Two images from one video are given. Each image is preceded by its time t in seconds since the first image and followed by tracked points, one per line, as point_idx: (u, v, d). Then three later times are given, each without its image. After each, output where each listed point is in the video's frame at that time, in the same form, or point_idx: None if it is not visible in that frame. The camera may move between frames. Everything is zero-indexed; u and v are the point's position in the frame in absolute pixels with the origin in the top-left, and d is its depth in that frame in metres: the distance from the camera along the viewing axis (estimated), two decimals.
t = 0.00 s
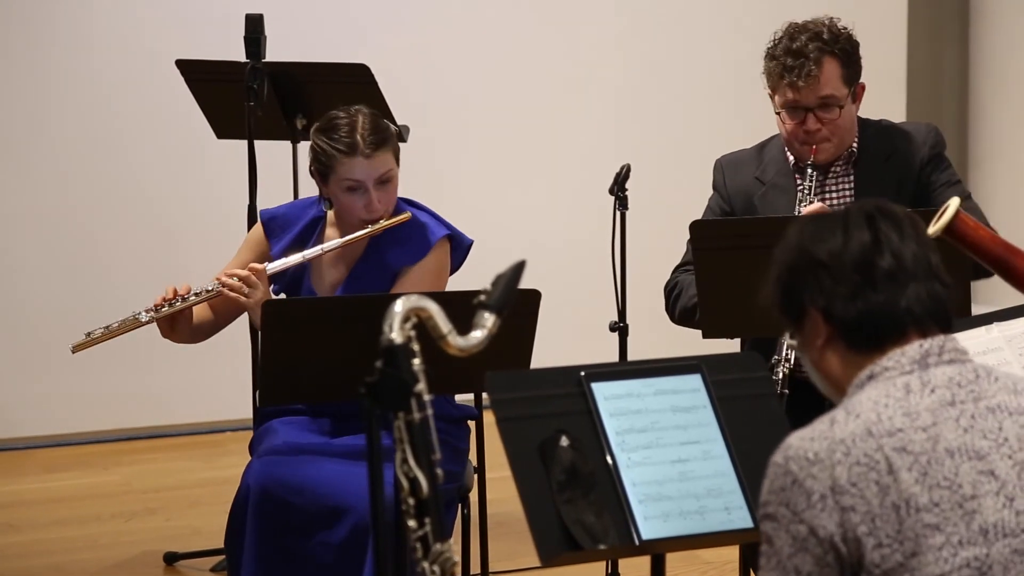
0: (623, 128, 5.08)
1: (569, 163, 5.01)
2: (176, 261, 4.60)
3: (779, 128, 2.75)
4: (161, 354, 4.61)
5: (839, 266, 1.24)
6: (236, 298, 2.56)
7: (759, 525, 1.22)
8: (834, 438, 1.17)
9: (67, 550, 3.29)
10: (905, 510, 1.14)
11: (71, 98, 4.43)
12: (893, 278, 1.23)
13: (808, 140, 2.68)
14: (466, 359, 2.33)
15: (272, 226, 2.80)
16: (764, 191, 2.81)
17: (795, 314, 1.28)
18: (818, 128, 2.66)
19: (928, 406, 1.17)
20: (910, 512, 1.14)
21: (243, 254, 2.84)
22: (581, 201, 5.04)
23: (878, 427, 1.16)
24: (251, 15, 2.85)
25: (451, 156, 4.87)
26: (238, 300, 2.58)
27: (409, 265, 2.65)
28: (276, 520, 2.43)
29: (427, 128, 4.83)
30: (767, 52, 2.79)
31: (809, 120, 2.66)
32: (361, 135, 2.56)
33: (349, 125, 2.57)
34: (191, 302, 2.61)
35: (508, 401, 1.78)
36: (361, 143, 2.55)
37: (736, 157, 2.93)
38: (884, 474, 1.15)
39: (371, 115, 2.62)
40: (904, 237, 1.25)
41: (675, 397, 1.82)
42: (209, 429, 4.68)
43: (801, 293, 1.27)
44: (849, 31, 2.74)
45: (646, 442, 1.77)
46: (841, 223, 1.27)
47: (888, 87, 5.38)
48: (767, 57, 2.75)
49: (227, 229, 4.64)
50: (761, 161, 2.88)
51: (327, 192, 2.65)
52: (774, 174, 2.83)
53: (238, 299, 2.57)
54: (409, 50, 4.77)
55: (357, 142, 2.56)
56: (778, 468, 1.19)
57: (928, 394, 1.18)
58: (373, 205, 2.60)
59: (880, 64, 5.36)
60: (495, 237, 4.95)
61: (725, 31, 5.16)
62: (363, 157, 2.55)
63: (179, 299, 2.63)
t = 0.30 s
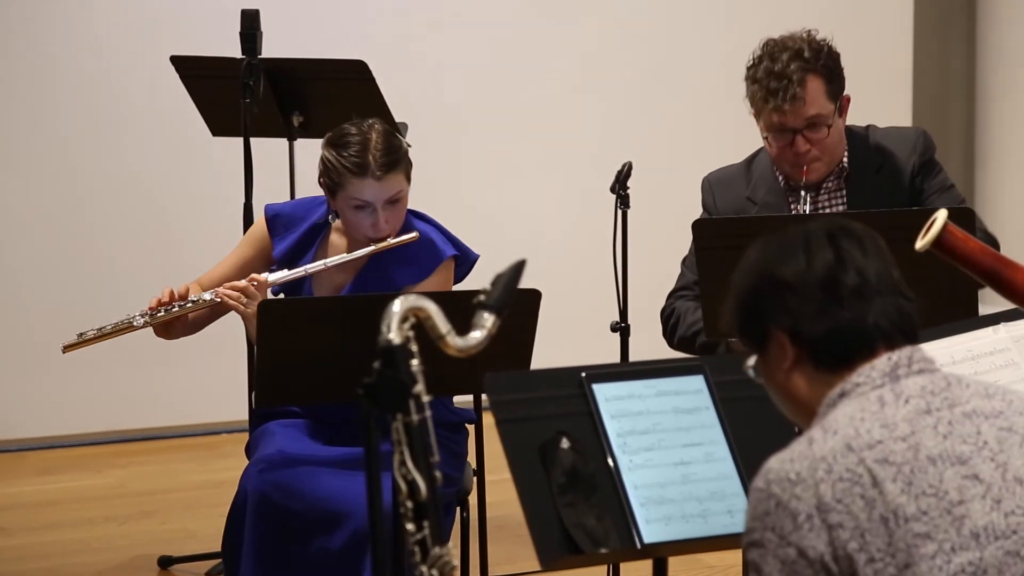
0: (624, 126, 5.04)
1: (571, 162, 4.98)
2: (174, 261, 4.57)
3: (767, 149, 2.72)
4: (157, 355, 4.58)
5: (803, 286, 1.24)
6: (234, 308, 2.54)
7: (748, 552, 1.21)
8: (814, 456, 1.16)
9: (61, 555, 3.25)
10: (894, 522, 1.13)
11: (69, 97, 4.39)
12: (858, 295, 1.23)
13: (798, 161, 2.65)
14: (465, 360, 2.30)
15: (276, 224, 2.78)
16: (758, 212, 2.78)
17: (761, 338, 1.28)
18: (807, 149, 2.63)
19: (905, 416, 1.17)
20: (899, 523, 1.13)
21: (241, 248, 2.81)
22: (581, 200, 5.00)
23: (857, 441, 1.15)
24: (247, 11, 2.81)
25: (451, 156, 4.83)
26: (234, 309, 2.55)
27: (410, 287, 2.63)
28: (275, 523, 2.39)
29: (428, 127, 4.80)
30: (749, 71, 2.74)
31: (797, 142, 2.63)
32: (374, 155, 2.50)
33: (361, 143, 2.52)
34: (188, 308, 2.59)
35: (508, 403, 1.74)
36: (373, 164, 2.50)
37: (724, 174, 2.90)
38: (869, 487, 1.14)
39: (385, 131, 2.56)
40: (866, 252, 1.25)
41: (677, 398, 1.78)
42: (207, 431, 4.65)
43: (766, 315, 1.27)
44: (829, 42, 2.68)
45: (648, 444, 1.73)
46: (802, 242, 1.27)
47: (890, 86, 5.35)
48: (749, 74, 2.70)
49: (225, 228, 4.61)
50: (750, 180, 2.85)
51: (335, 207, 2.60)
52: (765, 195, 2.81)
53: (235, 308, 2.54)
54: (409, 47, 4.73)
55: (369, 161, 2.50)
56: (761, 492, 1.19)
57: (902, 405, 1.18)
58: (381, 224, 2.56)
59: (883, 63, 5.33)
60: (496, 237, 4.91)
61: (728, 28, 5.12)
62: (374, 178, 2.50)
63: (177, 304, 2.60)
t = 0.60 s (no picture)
0: (623, 125, 5.03)
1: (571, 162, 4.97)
2: (174, 260, 4.57)
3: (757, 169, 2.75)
4: (156, 355, 4.57)
5: (809, 281, 1.24)
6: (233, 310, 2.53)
7: (751, 554, 1.20)
8: (827, 458, 1.17)
9: (60, 555, 3.25)
10: (910, 523, 1.14)
11: (69, 97, 4.39)
12: (863, 296, 1.23)
13: (784, 185, 2.68)
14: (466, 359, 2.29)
15: (276, 228, 2.78)
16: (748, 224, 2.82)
17: (756, 328, 1.28)
18: (791, 177, 2.67)
19: (912, 417, 1.19)
20: (915, 524, 1.14)
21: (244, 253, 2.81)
22: (581, 199, 5.00)
23: (869, 442, 1.17)
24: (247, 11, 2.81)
25: (450, 155, 4.82)
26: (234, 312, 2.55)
27: (412, 287, 2.62)
28: (281, 530, 2.38)
29: (428, 127, 4.79)
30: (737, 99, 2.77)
31: (781, 169, 2.66)
32: (369, 157, 2.50)
33: (357, 145, 2.52)
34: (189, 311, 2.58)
35: (508, 404, 1.74)
36: (371, 165, 2.50)
37: (720, 184, 2.92)
38: (884, 488, 1.15)
39: (383, 135, 2.56)
40: (874, 253, 1.26)
41: (678, 398, 1.78)
42: (207, 431, 4.64)
43: (766, 307, 1.26)
44: (820, 67, 2.70)
45: (649, 443, 1.73)
46: (809, 237, 1.27)
47: (890, 86, 5.36)
48: (738, 100, 2.74)
49: (224, 228, 4.60)
50: (745, 193, 2.88)
51: (334, 209, 2.61)
52: (757, 207, 2.83)
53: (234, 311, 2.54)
54: (408, 46, 4.73)
55: (365, 163, 2.50)
56: (771, 493, 1.18)
57: (907, 406, 1.20)
58: (379, 227, 2.56)
59: (884, 64, 5.33)
60: (496, 236, 4.91)
61: (727, 27, 5.12)
62: (371, 181, 2.50)
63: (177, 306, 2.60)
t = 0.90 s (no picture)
0: (624, 125, 5.03)
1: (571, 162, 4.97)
2: (175, 261, 4.57)
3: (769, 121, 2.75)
4: (156, 356, 4.57)
5: (903, 256, 1.19)
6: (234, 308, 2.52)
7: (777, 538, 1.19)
8: (872, 464, 1.13)
9: (61, 554, 3.25)
10: (944, 546, 1.13)
11: (70, 97, 4.39)
12: (953, 283, 1.19)
13: (793, 132, 2.67)
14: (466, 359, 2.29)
15: (266, 234, 2.77)
16: (757, 191, 2.80)
17: (834, 282, 1.24)
18: (802, 120, 2.65)
19: (966, 429, 1.15)
20: (949, 548, 1.13)
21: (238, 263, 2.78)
22: (581, 199, 4.99)
23: (918, 454, 1.13)
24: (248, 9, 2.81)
25: (449, 155, 4.82)
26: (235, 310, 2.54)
27: (408, 267, 2.62)
28: (300, 535, 2.39)
29: (428, 127, 4.79)
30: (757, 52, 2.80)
31: (794, 111, 2.65)
32: (352, 138, 2.51)
33: (338, 127, 2.53)
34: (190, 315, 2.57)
35: (511, 402, 1.73)
36: (353, 146, 2.50)
37: (733, 155, 2.92)
38: (924, 506, 1.12)
39: (361, 116, 2.57)
40: (977, 234, 1.20)
41: (681, 398, 1.77)
42: (207, 431, 4.64)
43: (851, 267, 1.22)
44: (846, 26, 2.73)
45: (650, 443, 1.72)
46: (918, 203, 1.20)
47: (891, 87, 5.36)
48: (756, 51, 2.77)
49: (224, 228, 4.60)
50: (756, 159, 2.86)
51: (321, 195, 2.61)
52: (768, 173, 2.81)
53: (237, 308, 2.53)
54: (409, 45, 4.73)
55: (348, 145, 2.51)
56: (809, 488, 1.15)
57: (965, 414, 1.16)
58: (368, 207, 2.56)
59: (885, 64, 5.33)
60: (495, 235, 4.91)
61: (728, 26, 5.12)
62: (356, 161, 2.51)
63: (177, 313, 2.58)
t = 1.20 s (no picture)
0: (623, 125, 5.03)
1: (572, 163, 4.97)
2: (175, 260, 4.57)
3: (793, 106, 2.75)
4: (156, 356, 4.57)
5: (1003, 246, 1.18)
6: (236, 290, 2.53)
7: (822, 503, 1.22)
8: (924, 446, 1.15)
9: (61, 554, 3.25)
10: (982, 537, 1.14)
11: (70, 96, 4.39)
12: None
13: (818, 117, 2.66)
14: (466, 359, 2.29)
15: (260, 229, 2.76)
16: (773, 183, 2.79)
17: (932, 258, 1.24)
18: (829, 105, 2.65)
19: None
20: (987, 540, 1.14)
21: (231, 254, 2.77)
22: (581, 199, 5.00)
23: (971, 444, 1.14)
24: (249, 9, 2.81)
25: (448, 155, 4.82)
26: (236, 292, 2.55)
27: (403, 253, 2.62)
28: (300, 534, 2.40)
29: (427, 127, 4.79)
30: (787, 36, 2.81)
31: (822, 95, 2.66)
32: (347, 120, 2.53)
33: (334, 110, 2.56)
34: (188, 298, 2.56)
35: (510, 403, 1.73)
36: (348, 128, 2.53)
37: (749, 147, 2.91)
38: (968, 496, 1.14)
39: (356, 101, 2.60)
40: None
41: (680, 398, 1.77)
42: (207, 430, 4.64)
43: (949, 247, 1.22)
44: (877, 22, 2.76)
45: (650, 443, 1.72)
46: None
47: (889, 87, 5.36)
48: (789, 33, 2.77)
49: (224, 227, 4.60)
50: (773, 152, 2.86)
51: (316, 182, 2.61)
52: (785, 164, 2.80)
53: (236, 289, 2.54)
54: (407, 45, 4.73)
55: (344, 127, 2.53)
56: (859, 459, 1.18)
57: None
58: (365, 191, 2.56)
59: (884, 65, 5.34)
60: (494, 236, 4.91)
61: (727, 27, 5.12)
62: (352, 142, 2.52)
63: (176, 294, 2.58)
